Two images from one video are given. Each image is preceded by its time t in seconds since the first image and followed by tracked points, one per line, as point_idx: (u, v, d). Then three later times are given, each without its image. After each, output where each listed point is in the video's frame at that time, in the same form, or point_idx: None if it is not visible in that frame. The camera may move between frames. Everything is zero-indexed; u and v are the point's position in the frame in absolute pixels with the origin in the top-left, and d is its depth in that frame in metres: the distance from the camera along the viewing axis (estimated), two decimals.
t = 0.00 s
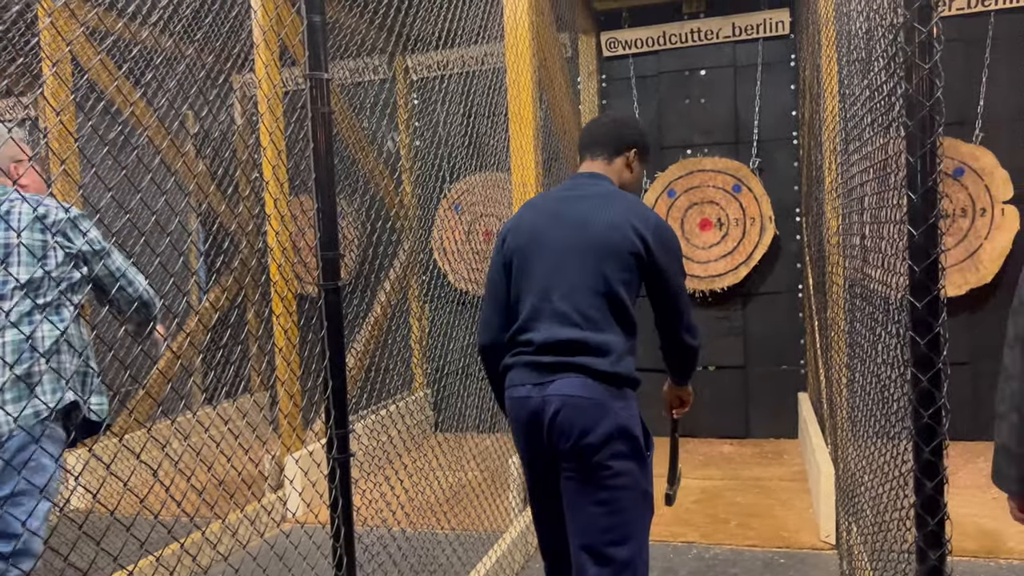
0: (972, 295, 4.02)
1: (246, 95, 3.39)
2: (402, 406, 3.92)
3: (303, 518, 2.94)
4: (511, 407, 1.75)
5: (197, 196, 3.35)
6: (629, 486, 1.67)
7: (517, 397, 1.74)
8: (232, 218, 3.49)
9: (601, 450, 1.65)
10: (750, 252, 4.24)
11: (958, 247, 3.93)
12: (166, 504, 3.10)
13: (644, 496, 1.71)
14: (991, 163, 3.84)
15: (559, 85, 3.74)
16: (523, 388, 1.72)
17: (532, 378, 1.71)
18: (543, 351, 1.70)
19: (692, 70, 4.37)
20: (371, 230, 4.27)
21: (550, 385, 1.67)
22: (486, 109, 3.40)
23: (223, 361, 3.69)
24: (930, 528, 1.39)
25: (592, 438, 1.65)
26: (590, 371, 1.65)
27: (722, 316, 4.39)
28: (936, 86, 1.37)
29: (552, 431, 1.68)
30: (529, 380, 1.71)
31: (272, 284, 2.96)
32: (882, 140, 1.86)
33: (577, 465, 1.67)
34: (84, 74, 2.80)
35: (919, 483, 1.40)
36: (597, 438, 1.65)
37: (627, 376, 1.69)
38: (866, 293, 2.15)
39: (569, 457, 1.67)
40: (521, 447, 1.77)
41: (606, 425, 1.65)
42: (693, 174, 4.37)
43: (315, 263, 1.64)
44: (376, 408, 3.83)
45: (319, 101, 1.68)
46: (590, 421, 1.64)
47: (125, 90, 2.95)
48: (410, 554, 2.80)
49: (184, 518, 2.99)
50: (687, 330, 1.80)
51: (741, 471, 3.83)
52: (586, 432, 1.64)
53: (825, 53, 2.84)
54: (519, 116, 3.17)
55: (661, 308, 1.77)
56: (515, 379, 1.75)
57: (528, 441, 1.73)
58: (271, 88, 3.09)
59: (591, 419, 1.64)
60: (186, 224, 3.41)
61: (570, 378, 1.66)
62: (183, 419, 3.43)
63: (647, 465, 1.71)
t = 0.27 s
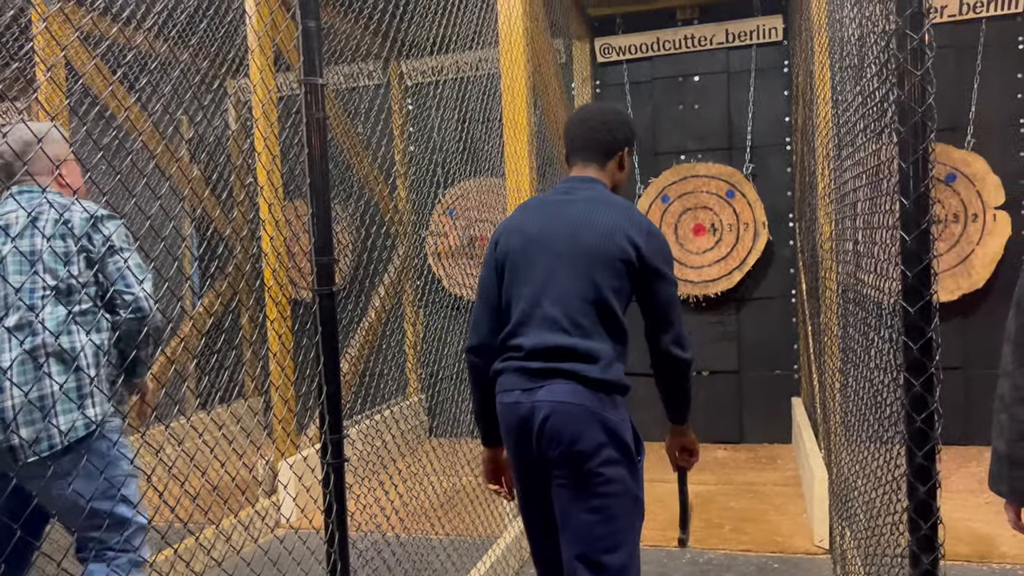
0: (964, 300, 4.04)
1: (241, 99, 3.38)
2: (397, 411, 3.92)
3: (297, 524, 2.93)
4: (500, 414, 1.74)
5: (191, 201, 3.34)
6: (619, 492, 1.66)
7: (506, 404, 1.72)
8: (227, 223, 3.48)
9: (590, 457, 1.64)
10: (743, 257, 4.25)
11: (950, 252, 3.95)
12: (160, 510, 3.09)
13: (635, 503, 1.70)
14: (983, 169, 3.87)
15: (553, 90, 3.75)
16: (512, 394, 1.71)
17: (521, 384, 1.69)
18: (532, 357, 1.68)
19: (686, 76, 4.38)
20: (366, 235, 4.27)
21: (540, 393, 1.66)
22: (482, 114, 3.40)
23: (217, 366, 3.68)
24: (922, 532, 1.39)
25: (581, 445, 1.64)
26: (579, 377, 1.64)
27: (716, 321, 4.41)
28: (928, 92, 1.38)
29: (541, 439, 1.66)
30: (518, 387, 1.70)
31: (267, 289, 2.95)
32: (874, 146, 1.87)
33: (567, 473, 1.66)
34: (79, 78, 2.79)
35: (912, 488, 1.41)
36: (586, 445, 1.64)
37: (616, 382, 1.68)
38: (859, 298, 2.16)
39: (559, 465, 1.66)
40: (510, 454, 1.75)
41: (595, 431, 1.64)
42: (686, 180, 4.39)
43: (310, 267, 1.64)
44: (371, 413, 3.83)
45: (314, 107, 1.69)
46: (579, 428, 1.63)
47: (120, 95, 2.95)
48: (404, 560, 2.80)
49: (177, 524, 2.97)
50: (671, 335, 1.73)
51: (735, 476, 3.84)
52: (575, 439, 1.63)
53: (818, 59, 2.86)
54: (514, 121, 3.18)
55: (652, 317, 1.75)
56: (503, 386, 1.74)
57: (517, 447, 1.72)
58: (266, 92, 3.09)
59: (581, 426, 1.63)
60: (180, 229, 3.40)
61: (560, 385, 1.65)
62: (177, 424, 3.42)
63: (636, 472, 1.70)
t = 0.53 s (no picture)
0: (960, 306, 4.05)
1: (240, 104, 3.39)
2: (395, 416, 3.92)
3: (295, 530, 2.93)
4: (502, 418, 1.74)
5: (191, 206, 3.35)
6: (617, 498, 1.66)
7: (508, 409, 1.73)
8: (226, 229, 3.49)
9: (589, 463, 1.63)
10: (740, 263, 4.26)
11: (947, 259, 3.96)
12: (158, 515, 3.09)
13: (634, 509, 1.69)
14: (979, 176, 3.89)
15: (551, 96, 3.76)
16: (513, 399, 1.71)
17: (523, 389, 1.70)
18: (534, 364, 1.68)
19: (683, 82, 4.40)
20: (365, 240, 4.27)
21: (540, 398, 1.66)
22: (480, 120, 3.42)
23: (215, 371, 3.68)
24: (919, 538, 1.40)
25: (580, 451, 1.63)
26: (579, 384, 1.64)
27: (713, 326, 4.42)
28: (925, 101, 1.39)
29: (541, 444, 1.67)
30: (520, 392, 1.70)
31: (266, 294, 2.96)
32: (871, 153, 1.88)
33: (567, 479, 1.66)
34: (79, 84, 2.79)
35: (909, 494, 1.42)
36: (585, 451, 1.63)
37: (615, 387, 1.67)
38: (855, 305, 2.17)
39: (558, 471, 1.66)
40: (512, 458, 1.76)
41: (593, 438, 1.63)
42: (684, 186, 4.40)
43: (309, 273, 1.65)
44: (368, 418, 3.83)
45: (314, 113, 1.70)
46: (578, 434, 1.62)
47: (121, 101, 2.96)
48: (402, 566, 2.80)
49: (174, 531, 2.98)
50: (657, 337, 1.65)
51: (733, 482, 3.84)
52: (574, 446, 1.63)
53: (815, 67, 2.87)
54: (512, 126, 3.19)
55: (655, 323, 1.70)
56: (506, 391, 1.74)
57: (519, 452, 1.72)
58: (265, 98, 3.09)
59: (580, 432, 1.63)
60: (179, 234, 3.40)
61: (560, 391, 1.64)
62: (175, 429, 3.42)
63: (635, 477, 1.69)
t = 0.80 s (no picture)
0: (960, 313, 4.06)
1: (243, 107, 3.41)
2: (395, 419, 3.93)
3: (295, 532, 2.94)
4: (505, 424, 1.74)
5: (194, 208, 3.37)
6: (618, 509, 1.67)
7: (512, 416, 1.72)
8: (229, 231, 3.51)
9: (593, 473, 1.64)
10: (740, 268, 4.26)
11: (947, 265, 3.97)
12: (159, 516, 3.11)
13: (634, 518, 1.71)
14: (979, 183, 3.89)
15: (553, 100, 3.77)
16: (517, 406, 1.71)
17: (528, 396, 1.70)
18: (542, 372, 1.68)
19: (685, 87, 4.41)
20: (366, 243, 4.29)
21: (545, 407, 1.66)
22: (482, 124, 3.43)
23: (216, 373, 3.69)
24: (919, 545, 1.41)
25: (584, 461, 1.64)
26: (587, 394, 1.64)
27: (713, 331, 4.42)
28: (927, 108, 1.40)
29: (544, 453, 1.67)
30: (525, 399, 1.70)
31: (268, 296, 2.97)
32: (873, 160, 1.88)
33: (569, 489, 1.67)
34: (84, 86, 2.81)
35: (910, 501, 1.42)
36: (589, 461, 1.64)
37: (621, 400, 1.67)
38: (856, 312, 2.17)
39: (560, 480, 1.67)
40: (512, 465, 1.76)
41: (598, 448, 1.64)
42: (685, 191, 4.41)
43: (311, 276, 1.65)
44: (369, 420, 3.84)
45: (317, 116, 1.70)
46: (584, 444, 1.63)
47: (125, 104, 2.98)
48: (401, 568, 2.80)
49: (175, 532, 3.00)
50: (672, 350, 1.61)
51: (732, 487, 3.84)
52: (578, 456, 1.64)
53: (816, 73, 2.88)
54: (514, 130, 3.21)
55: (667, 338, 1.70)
56: (511, 396, 1.74)
57: (520, 459, 1.72)
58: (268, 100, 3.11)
59: (585, 443, 1.63)
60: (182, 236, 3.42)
61: (567, 400, 1.65)
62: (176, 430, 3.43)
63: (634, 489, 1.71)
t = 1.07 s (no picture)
0: (963, 319, 4.05)
1: (248, 108, 3.42)
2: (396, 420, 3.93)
3: (297, 532, 2.94)
4: (508, 422, 1.75)
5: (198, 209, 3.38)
6: (608, 513, 1.70)
7: (517, 412, 1.73)
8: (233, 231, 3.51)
9: (595, 476, 1.67)
10: (743, 272, 4.27)
11: (949, 271, 3.96)
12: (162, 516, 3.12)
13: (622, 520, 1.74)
14: (983, 190, 3.89)
15: (557, 104, 3.78)
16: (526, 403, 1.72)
17: (538, 394, 1.71)
18: (557, 372, 1.70)
19: (688, 91, 4.42)
20: (370, 245, 4.30)
21: (553, 404, 1.68)
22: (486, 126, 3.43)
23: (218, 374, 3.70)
24: (920, 551, 1.41)
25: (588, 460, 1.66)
26: (599, 397, 1.67)
27: (715, 335, 4.43)
28: (931, 115, 1.40)
29: (547, 450, 1.68)
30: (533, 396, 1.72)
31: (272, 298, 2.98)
32: (876, 167, 1.89)
33: (569, 488, 1.68)
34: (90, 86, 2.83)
35: (911, 507, 1.42)
36: (593, 464, 1.67)
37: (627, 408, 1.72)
38: (859, 318, 2.17)
39: (561, 478, 1.68)
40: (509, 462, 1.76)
41: (603, 452, 1.67)
42: (688, 194, 4.41)
43: (315, 277, 1.65)
44: (370, 422, 3.85)
45: (322, 117, 1.70)
46: (591, 446, 1.66)
47: (130, 104, 2.99)
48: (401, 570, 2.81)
49: (177, 531, 3.02)
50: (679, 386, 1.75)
51: (733, 492, 3.84)
52: (583, 453, 1.66)
53: (820, 79, 2.88)
54: (518, 132, 3.21)
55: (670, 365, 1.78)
56: (516, 393, 1.75)
57: (519, 456, 1.73)
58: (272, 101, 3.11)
59: (591, 443, 1.66)
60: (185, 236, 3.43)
61: (577, 400, 1.67)
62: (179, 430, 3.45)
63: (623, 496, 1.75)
